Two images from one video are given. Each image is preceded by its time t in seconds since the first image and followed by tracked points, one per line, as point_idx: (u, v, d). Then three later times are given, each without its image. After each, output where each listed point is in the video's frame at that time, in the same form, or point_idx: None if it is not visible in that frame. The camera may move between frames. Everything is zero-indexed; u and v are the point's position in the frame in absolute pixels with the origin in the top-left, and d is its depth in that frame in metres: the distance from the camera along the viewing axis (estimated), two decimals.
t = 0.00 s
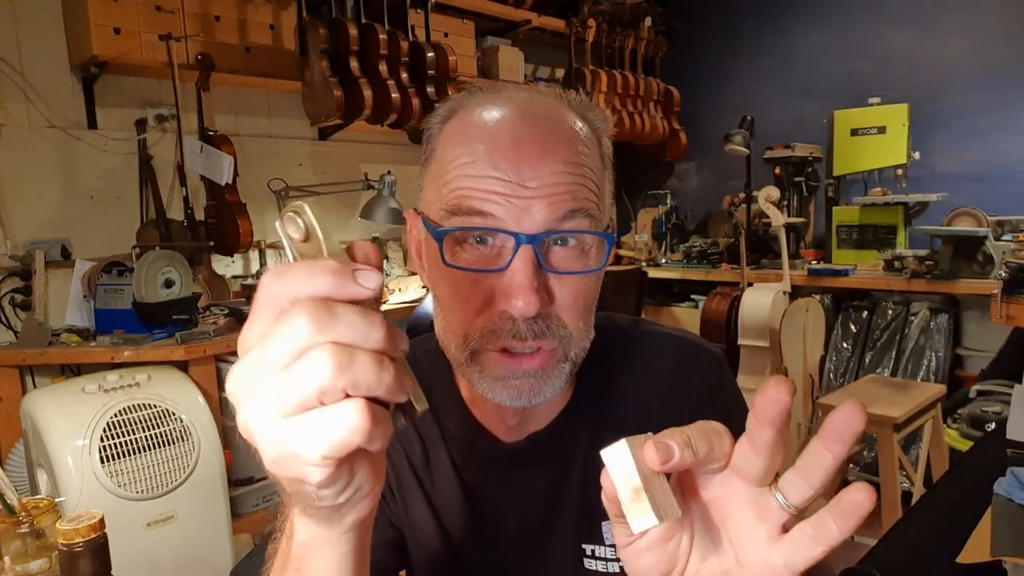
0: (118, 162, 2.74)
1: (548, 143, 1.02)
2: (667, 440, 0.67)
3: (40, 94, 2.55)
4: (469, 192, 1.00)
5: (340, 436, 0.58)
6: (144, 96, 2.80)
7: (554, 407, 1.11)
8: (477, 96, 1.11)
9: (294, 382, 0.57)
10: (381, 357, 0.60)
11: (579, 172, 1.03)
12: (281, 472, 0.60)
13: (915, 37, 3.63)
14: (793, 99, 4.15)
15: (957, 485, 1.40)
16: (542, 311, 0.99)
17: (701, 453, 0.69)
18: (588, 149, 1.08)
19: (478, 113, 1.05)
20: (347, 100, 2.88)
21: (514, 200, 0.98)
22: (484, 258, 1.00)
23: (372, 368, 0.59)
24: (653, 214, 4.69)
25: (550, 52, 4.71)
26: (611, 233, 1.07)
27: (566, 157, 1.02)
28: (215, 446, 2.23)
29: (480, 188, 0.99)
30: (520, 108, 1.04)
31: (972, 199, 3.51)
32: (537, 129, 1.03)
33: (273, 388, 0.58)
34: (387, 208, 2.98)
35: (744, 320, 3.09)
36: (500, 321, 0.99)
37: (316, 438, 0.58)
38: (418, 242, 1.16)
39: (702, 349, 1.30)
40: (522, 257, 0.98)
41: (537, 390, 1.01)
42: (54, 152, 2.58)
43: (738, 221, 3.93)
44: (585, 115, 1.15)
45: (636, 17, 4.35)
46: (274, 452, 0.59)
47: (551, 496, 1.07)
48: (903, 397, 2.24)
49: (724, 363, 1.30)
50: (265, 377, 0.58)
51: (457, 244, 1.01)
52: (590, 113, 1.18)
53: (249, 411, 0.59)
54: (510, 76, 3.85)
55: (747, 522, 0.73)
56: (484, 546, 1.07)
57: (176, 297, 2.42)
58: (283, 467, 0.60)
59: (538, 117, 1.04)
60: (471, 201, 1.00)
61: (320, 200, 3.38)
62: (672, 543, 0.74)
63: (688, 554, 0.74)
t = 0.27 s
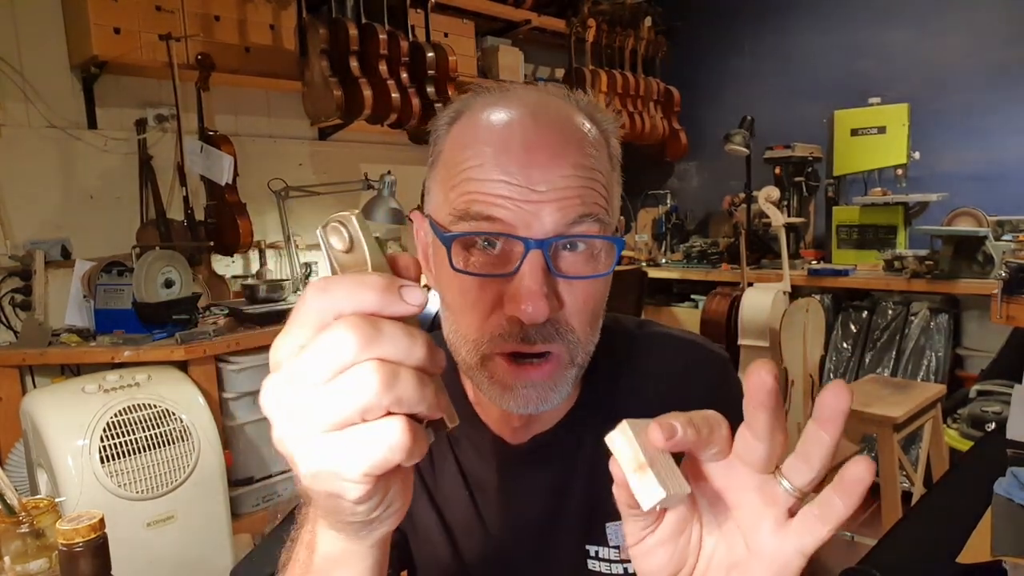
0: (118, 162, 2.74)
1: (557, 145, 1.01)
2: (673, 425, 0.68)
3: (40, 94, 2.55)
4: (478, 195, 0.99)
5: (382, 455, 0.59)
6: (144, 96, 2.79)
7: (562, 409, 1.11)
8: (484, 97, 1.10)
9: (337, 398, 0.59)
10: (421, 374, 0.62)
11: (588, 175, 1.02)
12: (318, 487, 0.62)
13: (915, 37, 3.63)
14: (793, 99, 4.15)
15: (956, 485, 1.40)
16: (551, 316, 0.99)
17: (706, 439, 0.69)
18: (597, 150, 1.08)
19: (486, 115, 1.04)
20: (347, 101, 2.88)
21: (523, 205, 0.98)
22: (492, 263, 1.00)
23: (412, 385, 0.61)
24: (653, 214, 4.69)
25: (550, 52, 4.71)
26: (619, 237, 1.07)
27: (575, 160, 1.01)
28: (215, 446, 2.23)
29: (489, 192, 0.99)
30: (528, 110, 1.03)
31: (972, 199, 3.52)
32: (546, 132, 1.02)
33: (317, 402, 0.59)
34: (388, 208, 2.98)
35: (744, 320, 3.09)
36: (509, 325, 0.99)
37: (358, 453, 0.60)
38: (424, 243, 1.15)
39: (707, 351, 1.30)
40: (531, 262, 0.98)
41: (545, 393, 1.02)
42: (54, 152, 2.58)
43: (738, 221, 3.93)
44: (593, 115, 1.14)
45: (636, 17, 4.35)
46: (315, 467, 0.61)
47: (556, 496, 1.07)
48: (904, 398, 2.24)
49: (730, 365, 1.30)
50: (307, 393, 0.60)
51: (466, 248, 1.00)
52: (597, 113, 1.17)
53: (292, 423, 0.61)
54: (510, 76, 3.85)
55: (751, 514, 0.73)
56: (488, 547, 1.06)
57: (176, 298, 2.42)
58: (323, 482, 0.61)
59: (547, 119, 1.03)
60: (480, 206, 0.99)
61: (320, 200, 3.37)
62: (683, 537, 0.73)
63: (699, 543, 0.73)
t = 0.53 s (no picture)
0: (118, 162, 2.74)
1: (562, 143, 1.01)
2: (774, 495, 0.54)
3: (39, 94, 2.55)
4: (484, 194, 0.99)
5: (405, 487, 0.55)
6: (144, 96, 2.79)
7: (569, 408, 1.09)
8: (487, 96, 1.10)
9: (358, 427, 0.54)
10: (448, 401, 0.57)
11: (594, 171, 1.02)
12: (331, 521, 0.56)
13: (915, 36, 3.63)
14: (793, 99, 4.15)
15: (956, 485, 1.40)
16: (560, 314, 0.98)
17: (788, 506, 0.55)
18: (602, 146, 1.07)
19: (490, 114, 1.04)
20: (347, 101, 2.88)
21: (529, 203, 0.98)
22: (500, 265, 1.00)
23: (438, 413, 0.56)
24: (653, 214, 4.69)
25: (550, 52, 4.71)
26: (625, 233, 1.07)
27: (581, 157, 1.01)
28: (215, 446, 2.23)
29: (495, 191, 0.99)
30: (533, 108, 1.03)
31: (972, 200, 3.52)
32: (551, 128, 1.02)
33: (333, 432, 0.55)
34: (388, 208, 2.98)
35: (744, 320, 3.09)
36: (517, 324, 0.98)
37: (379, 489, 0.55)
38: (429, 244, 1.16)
39: (711, 350, 1.30)
40: (538, 260, 0.98)
41: (555, 394, 1.01)
42: (54, 152, 2.58)
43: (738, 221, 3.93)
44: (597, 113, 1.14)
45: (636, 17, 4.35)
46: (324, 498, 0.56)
47: (558, 491, 1.06)
48: (904, 397, 2.24)
49: (733, 364, 1.29)
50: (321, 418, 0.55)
51: (472, 249, 1.01)
52: (600, 110, 1.17)
53: (301, 454, 0.56)
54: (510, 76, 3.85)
55: None
56: (489, 545, 1.04)
57: (176, 298, 2.42)
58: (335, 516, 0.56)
59: (551, 116, 1.03)
60: (485, 205, 0.99)
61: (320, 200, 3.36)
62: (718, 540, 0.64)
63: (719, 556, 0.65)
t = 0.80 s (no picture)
0: (117, 162, 2.73)
1: (563, 119, 1.02)
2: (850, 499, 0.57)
3: (39, 94, 2.55)
4: (494, 172, 0.99)
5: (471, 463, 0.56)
6: (144, 96, 2.79)
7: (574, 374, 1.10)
8: (482, 84, 1.10)
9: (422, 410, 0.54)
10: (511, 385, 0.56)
11: (592, 144, 1.03)
12: (400, 494, 0.57)
13: (915, 36, 3.63)
14: (793, 99, 4.14)
15: (957, 486, 1.40)
16: (568, 278, 0.99)
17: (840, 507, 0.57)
18: (597, 123, 1.08)
19: (488, 96, 1.04)
20: (347, 101, 2.88)
21: (536, 173, 0.98)
22: (507, 234, 0.99)
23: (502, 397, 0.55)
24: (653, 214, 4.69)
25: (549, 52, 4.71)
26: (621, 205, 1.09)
27: (579, 130, 1.02)
28: (215, 446, 2.23)
29: (502, 164, 0.99)
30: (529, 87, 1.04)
31: (972, 199, 3.52)
32: (549, 103, 1.02)
33: (399, 412, 0.54)
34: (388, 208, 2.97)
35: (744, 320, 3.09)
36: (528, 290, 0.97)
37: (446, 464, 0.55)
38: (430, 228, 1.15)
39: (705, 337, 1.31)
40: (545, 227, 0.98)
41: (565, 356, 1.01)
42: (54, 152, 2.58)
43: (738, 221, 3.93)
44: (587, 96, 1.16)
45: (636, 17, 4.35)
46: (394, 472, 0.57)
47: (559, 474, 1.04)
48: (904, 397, 2.24)
49: (726, 351, 1.31)
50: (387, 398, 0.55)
51: (481, 221, 1.00)
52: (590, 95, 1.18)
53: (375, 434, 0.56)
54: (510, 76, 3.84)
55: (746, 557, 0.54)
56: (492, 532, 1.01)
57: (176, 298, 2.41)
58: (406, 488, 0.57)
59: (547, 93, 1.04)
60: (492, 178, 0.99)
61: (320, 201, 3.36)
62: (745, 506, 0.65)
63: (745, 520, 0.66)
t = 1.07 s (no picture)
0: (117, 162, 2.73)
1: (536, 104, 1.01)
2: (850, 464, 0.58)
3: (39, 94, 2.54)
4: (473, 166, 1.00)
5: None
6: (143, 96, 2.78)
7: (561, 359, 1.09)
8: (462, 77, 1.10)
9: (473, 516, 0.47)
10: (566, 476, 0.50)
11: (568, 132, 1.02)
12: None
13: (916, 35, 3.62)
14: (794, 98, 4.13)
15: (959, 486, 1.40)
16: (547, 263, 1.00)
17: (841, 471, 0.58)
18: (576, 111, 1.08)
19: (465, 90, 1.04)
20: (347, 100, 2.87)
21: (511, 163, 0.99)
22: (488, 223, 1.02)
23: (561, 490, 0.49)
24: (653, 213, 4.68)
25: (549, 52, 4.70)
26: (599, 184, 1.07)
27: (555, 117, 1.01)
28: (215, 447, 2.22)
29: (479, 157, 1.00)
30: (503, 78, 1.03)
31: (973, 199, 3.51)
32: (523, 94, 1.02)
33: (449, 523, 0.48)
34: (387, 208, 2.97)
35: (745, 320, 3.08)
36: (508, 275, 1.00)
37: None
38: (420, 224, 1.18)
39: (681, 316, 1.26)
40: (523, 214, 1.00)
41: (549, 339, 1.00)
42: (54, 151, 2.58)
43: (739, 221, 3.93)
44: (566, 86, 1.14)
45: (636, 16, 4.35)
46: None
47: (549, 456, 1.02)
48: (905, 398, 2.23)
49: (706, 328, 1.26)
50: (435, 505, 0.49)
51: (461, 211, 1.02)
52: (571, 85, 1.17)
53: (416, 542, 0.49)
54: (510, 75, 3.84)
55: (760, 551, 0.53)
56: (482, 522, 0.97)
57: (175, 297, 2.41)
58: None
59: (523, 83, 1.03)
60: (471, 173, 1.00)
61: (320, 201, 3.35)
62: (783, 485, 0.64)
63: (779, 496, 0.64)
